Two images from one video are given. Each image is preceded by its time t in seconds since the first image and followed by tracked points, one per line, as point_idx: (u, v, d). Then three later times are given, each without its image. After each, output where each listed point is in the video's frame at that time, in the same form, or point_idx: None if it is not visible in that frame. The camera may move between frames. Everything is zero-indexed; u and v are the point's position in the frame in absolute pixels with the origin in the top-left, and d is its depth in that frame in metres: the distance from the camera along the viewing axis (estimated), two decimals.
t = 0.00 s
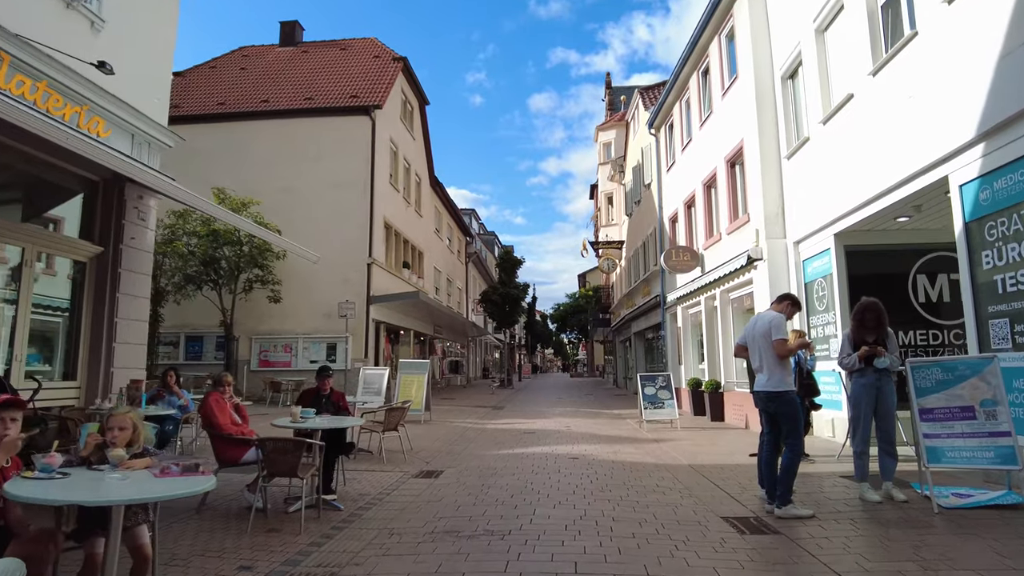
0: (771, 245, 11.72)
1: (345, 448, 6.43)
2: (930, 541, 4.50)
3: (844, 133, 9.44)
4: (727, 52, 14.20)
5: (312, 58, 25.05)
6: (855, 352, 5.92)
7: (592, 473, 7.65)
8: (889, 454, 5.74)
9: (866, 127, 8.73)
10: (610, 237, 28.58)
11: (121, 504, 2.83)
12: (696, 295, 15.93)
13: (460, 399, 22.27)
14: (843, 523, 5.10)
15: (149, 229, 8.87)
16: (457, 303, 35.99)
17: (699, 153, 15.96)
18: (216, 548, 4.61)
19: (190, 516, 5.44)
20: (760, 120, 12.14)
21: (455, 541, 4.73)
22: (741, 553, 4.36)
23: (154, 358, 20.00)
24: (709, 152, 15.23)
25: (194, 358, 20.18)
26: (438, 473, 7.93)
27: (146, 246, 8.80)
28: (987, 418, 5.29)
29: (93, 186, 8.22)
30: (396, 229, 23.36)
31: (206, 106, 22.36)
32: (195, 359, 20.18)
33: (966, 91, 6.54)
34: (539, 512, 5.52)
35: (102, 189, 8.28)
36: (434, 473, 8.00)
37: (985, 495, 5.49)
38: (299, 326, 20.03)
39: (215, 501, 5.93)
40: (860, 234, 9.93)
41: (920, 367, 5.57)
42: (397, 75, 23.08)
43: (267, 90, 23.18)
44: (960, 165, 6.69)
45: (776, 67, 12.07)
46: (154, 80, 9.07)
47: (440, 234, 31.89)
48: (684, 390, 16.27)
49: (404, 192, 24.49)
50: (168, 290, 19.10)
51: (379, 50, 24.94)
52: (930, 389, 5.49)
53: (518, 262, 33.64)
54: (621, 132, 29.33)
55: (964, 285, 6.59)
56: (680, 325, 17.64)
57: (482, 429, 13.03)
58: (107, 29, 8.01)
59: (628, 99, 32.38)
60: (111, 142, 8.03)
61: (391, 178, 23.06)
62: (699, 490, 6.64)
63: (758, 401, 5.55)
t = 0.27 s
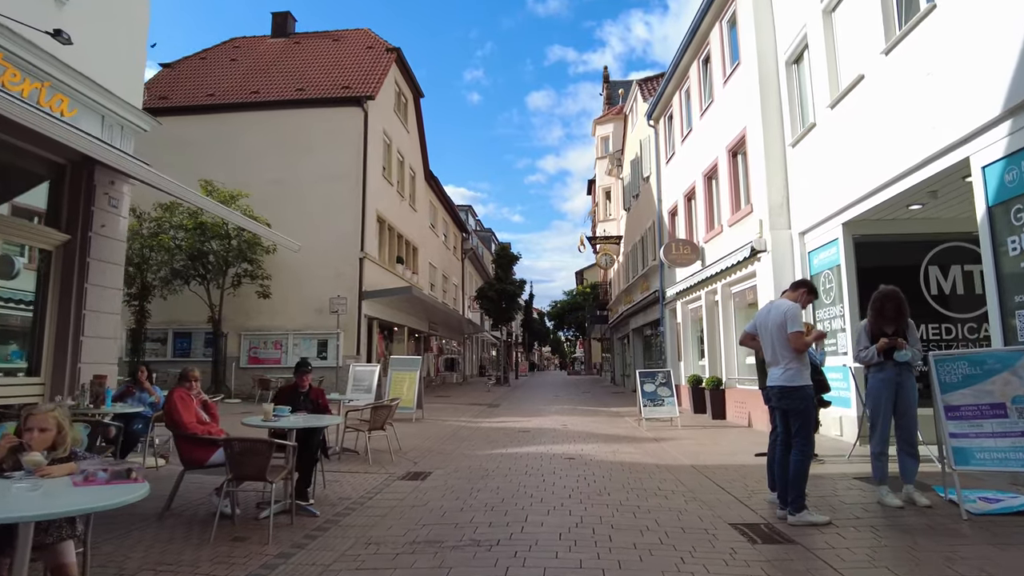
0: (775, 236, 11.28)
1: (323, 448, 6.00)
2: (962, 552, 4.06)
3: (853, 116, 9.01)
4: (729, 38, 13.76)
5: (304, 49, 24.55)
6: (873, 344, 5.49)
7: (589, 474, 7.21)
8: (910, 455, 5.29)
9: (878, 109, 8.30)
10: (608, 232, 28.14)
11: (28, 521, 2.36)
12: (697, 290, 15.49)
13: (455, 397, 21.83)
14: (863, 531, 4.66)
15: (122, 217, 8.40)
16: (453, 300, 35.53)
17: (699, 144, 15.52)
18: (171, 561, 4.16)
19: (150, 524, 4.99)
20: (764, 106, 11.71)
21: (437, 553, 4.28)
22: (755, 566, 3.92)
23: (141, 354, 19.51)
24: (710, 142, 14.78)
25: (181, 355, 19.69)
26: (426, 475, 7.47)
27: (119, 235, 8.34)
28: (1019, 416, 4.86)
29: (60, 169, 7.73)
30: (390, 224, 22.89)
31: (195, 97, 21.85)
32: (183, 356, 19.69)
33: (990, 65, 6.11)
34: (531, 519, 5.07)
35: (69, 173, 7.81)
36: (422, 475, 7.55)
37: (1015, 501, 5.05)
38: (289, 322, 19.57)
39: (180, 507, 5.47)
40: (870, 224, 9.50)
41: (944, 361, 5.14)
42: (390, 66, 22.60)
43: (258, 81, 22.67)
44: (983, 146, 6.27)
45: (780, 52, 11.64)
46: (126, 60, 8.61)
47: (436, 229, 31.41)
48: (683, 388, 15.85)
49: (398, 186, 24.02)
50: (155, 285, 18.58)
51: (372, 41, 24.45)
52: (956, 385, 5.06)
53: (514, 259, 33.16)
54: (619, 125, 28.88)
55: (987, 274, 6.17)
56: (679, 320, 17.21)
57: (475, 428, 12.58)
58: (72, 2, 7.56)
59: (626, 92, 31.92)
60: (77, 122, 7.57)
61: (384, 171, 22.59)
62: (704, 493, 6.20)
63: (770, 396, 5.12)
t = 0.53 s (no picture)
0: (781, 233, 10.82)
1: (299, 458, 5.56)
2: None
3: (867, 106, 8.56)
4: (732, 29, 13.32)
5: (298, 43, 24.06)
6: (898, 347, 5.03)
7: (587, 485, 6.76)
8: (940, 469, 4.83)
9: (894, 97, 7.85)
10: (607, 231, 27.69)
11: None
12: (699, 289, 15.05)
13: (450, 398, 21.37)
14: (892, 555, 4.20)
15: (93, 212, 7.91)
16: (450, 300, 35.06)
17: (701, 139, 15.09)
18: None
19: (104, 546, 4.52)
20: (770, 98, 11.27)
21: None
22: None
23: (129, 355, 19.02)
24: (713, 136, 14.33)
25: (170, 355, 19.20)
26: (414, 486, 7.02)
27: (90, 230, 7.86)
28: None
29: (24, 160, 7.29)
30: (384, 222, 22.40)
31: (185, 92, 21.35)
32: (172, 357, 19.20)
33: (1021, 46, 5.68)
34: (523, 540, 4.61)
35: (33, 165, 7.36)
36: (410, 485, 7.09)
37: None
38: (281, 322, 19.10)
39: (140, 525, 5.01)
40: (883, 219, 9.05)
41: (978, 366, 4.71)
42: (384, 60, 22.12)
43: (249, 75, 22.18)
44: (1011, 134, 5.85)
45: (787, 41, 11.19)
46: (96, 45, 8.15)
47: (432, 227, 30.93)
48: (685, 390, 15.40)
49: (393, 183, 23.54)
50: (141, 284, 18.05)
51: (367, 35, 23.97)
52: (993, 393, 4.63)
53: (512, 257, 32.70)
54: (618, 122, 28.43)
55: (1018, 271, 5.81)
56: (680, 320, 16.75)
57: (470, 432, 12.12)
58: None
59: (625, 88, 31.46)
60: (39, 110, 7.14)
61: (378, 168, 22.11)
62: (712, 507, 5.74)
63: (788, 406, 4.69)
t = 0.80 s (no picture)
0: (790, 225, 10.33)
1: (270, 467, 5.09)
2: None
3: (884, 88, 8.08)
4: (737, 15, 12.85)
5: (292, 35, 23.58)
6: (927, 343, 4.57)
7: (585, 492, 6.29)
8: (977, 478, 4.36)
9: (914, 78, 7.38)
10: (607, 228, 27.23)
11: None
12: (702, 286, 14.58)
13: (447, 398, 20.91)
14: None
15: (59, 199, 7.51)
16: (448, 298, 34.61)
17: (705, 130, 14.62)
18: None
19: (46, 564, 4.06)
20: (778, 85, 10.80)
21: None
22: None
23: (118, 354, 18.55)
24: (717, 127, 13.86)
25: (160, 354, 18.74)
26: (400, 493, 6.55)
27: (57, 219, 7.46)
28: None
29: None
30: (380, 218, 21.95)
31: (176, 85, 20.88)
32: (162, 356, 18.74)
33: None
34: (513, 559, 4.14)
35: None
36: (396, 492, 6.63)
37: None
38: (273, 320, 18.66)
39: (92, 539, 4.55)
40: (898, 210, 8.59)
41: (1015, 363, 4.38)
42: (380, 53, 21.66)
43: (242, 68, 21.70)
44: None
45: (795, 25, 10.73)
46: (65, 24, 7.71)
47: (430, 225, 30.48)
48: (688, 390, 14.93)
49: (389, 178, 23.09)
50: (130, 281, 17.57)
51: (362, 27, 23.50)
52: None
53: (511, 255, 32.23)
54: (619, 117, 27.99)
55: None
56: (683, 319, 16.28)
57: (465, 433, 11.66)
58: None
59: (626, 83, 31.00)
60: None
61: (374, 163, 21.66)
62: (722, 519, 5.27)
63: (809, 409, 4.22)
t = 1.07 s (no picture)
0: (795, 220, 9.88)
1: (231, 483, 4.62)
2: None
3: (897, 73, 7.62)
4: (739, 3, 12.41)
5: (284, 31, 23.14)
6: (957, 344, 4.11)
7: (579, 505, 5.84)
8: (1012, 494, 3.91)
9: (932, 61, 6.93)
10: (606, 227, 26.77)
11: None
12: (703, 285, 14.13)
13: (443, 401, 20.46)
14: None
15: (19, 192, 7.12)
16: (445, 299, 34.15)
17: (706, 124, 14.18)
18: None
19: None
20: (782, 74, 10.36)
21: None
22: None
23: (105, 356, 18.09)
24: (718, 121, 13.42)
25: (149, 356, 18.29)
26: (380, 506, 6.11)
27: (16, 214, 7.06)
28: None
29: None
30: (374, 217, 21.49)
31: (165, 80, 20.41)
32: (150, 358, 18.29)
33: None
34: None
35: None
36: (376, 505, 6.18)
37: None
38: (264, 321, 18.22)
39: (27, 562, 4.10)
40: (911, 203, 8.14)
41: None
42: (374, 48, 21.23)
43: (233, 63, 21.25)
44: None
45: (800, 12, 10.29)
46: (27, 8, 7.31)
47: (426, 224, 30.02)
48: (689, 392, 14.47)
49: (383, 176, 22.65)
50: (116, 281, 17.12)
51: (356, 22, 23.07)
52: None
53: (509, 255, 31.77)
54: (618, 114, 27.54)
55: None
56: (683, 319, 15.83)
57: (457, 438, 11.21)
58: None
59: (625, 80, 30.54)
60: None
61: (367, 160, 21.21)
62: (727, 537, 4.82)
63: (828, 419, 3.77)
